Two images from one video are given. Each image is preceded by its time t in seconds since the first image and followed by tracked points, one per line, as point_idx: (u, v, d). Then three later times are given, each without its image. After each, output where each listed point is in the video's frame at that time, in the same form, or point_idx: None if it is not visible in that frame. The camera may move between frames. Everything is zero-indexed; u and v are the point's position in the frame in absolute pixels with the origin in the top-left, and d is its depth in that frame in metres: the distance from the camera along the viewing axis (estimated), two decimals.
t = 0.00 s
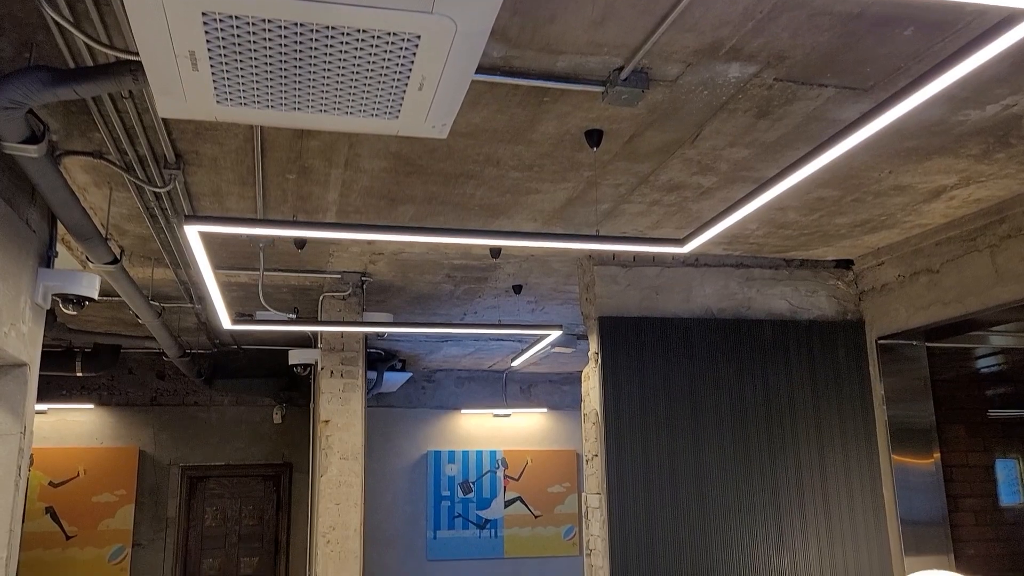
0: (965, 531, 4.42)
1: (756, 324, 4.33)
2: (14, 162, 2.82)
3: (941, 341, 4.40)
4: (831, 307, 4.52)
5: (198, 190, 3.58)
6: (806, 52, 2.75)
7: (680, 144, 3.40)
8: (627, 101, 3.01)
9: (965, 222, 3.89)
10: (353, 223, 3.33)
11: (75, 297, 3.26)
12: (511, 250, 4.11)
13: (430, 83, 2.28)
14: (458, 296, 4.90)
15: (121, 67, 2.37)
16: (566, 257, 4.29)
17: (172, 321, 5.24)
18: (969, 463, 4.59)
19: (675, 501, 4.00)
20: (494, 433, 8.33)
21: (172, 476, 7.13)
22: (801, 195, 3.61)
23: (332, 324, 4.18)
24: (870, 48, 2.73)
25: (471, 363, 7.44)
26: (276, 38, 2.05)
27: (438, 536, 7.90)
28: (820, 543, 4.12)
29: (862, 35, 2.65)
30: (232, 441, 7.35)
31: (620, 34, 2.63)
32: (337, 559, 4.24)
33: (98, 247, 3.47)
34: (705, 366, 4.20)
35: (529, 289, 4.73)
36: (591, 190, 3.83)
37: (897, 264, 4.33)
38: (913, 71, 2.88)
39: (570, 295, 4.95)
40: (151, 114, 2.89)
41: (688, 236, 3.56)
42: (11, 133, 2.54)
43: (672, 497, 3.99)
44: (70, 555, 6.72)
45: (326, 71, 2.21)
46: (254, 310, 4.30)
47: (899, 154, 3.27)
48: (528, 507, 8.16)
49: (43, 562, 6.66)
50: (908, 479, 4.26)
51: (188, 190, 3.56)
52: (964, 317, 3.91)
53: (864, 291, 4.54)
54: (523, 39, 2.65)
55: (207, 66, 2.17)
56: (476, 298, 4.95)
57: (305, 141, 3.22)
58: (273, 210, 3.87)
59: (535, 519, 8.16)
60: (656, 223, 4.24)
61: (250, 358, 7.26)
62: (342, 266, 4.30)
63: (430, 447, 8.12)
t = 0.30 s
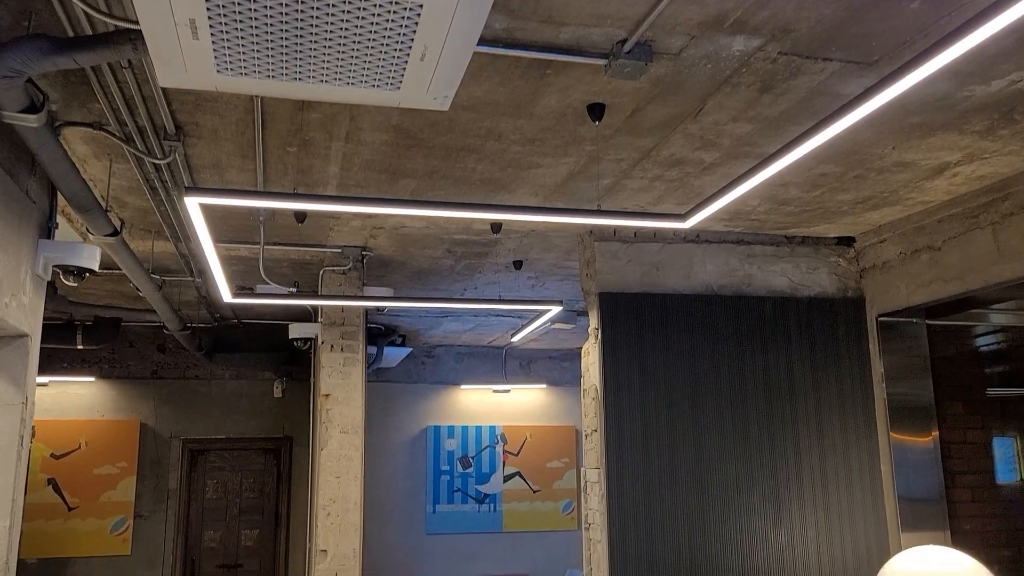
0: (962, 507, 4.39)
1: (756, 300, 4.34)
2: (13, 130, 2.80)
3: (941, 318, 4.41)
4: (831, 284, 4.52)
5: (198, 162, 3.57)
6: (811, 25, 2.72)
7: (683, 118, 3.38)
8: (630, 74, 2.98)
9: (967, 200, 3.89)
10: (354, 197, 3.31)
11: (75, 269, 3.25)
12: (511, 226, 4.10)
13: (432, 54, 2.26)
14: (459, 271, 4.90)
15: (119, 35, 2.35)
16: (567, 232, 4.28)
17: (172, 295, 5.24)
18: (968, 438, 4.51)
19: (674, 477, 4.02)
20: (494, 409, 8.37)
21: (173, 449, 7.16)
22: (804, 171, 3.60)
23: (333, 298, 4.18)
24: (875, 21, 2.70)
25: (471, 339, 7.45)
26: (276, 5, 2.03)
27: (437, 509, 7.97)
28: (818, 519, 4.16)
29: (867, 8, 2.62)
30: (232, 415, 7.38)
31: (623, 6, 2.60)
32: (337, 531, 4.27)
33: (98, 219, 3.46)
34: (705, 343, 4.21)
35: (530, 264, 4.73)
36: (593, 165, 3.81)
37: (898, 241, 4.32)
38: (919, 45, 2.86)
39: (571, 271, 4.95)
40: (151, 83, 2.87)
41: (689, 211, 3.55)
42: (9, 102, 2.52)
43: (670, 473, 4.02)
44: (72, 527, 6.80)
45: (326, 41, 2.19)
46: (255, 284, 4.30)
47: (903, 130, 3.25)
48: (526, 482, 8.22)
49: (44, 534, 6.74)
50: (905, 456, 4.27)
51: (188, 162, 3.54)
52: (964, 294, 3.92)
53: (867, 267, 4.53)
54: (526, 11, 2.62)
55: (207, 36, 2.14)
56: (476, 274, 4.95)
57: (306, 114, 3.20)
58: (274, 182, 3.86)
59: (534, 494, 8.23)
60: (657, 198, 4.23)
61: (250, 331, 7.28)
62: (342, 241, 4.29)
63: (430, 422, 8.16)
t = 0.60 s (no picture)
0: (958, 483, 4.40)
1: (757, 275, 4.32)
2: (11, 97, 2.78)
3: (941, 294, 4.40)
4: (832, 259, 4.51)
5: (197, 132, 3.54)
6: None
7: (686, 90, 3.35)
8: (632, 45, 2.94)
9: (971, 175, 3.86)
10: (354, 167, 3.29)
11: (74, 238, 3.24)
12: (512, 198, 4.08)
13: (433, 21, 2.23)
14: (459, 245, 4.89)
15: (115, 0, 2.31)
16: (567, 205, 4.26)
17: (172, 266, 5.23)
18: (966, 415, 4.50)
19: (673, 451, 4.04)
20: (493, 383, 8.39)
21: (173, 422, 7.19)
22: (808, 144, 3.57)
23: (333, 270, 4.18)
24: None
25: (471, 314, 7.47)
26: None
27: (437, 482, 8.02)
28: (815, 494, 4.17)
29: None
30: (233, 389, 7.41)
31: None
32: (337, 502, 4.30)
33: (96, 188, 3.44)
34: (705, 319, 4.20)
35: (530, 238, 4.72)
36: (595, 137, 3.79)
37: (900, 216, 4.30)
38: (926, 15, 2.81)
39: (572, 245, 4.94)
40: (149, 51, 2.84)
41: (691, 184, 3.52)
42: (5, 70, 2.49)
43: (669, 448, 4.03)
44: (73, 496, 6.85)
45: (326, 6, 2.16)
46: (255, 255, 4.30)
47: (907, 102, 3.22)
48: (524, 455, 8.27)
49: (46, 503, 6.79)
50: (903, 432, 4.29)
51: (187, 131, 3.52)
52: (966, 270, 3.91)
53: (868, 243, 4.51)
54: None
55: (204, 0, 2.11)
56: (477, 247, 4.94)
57: (305, 82, 3.17)
58: (273, 153, 3.83)
59: (533, 468, 8.28)
60: (658, 171, 4.21)
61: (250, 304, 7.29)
62: (342, 213, 4.28)
63: (429, 395, 8.19)
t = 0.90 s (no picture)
0: (956, 457, 4.40)
1: (758, 249, 4.31)
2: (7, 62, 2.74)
3: (943, 268, 4.39)
4: (834, 233, 4.49)
5: (195, 100, 3.51)
6: None
7: (689, 60, 3.31)
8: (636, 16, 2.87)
9: (975, 148, 3.83)
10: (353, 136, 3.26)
11: (72, 207, 3.22)
12: (512, 170, 4.05)
13: None
14: (459, 217, 4.87)
15: None
16: (568, 177, 4.23)
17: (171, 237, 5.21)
18: (965, 390, 4.50)
19: (671, 424, 4.05)
20: (493, 356, 8.41)
21: (174, 393, 7.22)
22: (812, 116, 3.53)
23: (332, 241, 4.16)
24: None
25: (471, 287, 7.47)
26: None
27: (436, 455, 8.06)
28: (812, 467, 4.19)
29: None
30: (233, 361, 7.42)
31: None
32: (337, 472, 4.32)
33: (93, 156, 3.41)
34: (706, 291, 4.20)
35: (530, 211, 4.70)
36: (597, 108, 3.75)
37: (903, 190, 4.28)
38: None
39: (573, 217, 4.92)
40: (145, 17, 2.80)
41: (694, 155, 3.49)
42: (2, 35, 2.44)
43: (667, 421, 4.04)
44: (75, 466, 6.89)
45: None
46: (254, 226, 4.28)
47: (913, 73, 3.18)
48: (524, 428, 8.31)
49: (48, 472, 6.83)
50: (901, 406, 4.29)
51: (185, 99, 3.49)
52: (969, 244, 3.89)
53: (870, 217, 4.49)
54: None
55: None
56: (477, 220, 4.91)
57: (304, 49, 3.12)
58: (272, 122, 3.80)
59: (531, 440, 8.32)
60: (660, 142, 4.17)
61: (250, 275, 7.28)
62: (342, 184, 4.25)
63: (429, 367, 8.20)
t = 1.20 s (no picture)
0: (957, 427, 4.38)
1: (762, 219, 4.28)
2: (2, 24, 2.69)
3: (947, 238, 4.36)
4: (838, 203, 4.46)
5: (194, 65, 3.47)
6: None
7: (695, 25, 3.26)
8: None
9: (983, 117, 3.79)
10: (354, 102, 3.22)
11: (70, 173, 3.19)
12: (514, 139, 4.01)
13: None
14: (461, 187, 4.84)
15: None
16: (570, 146, 4.20)
17: (171, 206, 5.19)
18: (967, 360, 4.48)
19: (673, 395, 4.05)
20: (494, 327, 8.41)
21: (175, 363, 7.23)
22: (819, 83, 3.49)
23: (334, 210, 4.14)
24: None
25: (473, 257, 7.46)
26: None
27: (437, 425, 8.10)
28: (813, 438, 4.20)
29: None
30: (234, 330, 7.42)
31: None
32: (339, 442, 4.34)
33: (91, 122, 3.37)
34: (709, 261, 4.17)
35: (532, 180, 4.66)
36: (601, 75, 3.71)
37: (909, 159, 4.24)
38: None
39: (575, 187, 4.88)
40: None
41: (698, 123, 3.44)
42: None
43: (668, 393, 4.05)
44: (78, 434, 6.93)
45: None
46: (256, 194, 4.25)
47: (922, 40, 3.14)
48: (524, 399, 8.34)
49: (52, 440, 6.87)
50: (903, 377, 4.29)
51: (184, 65, 3.45)
52: (974, 214, 3.86)
53: (876, 186, 4.45)
54: None
55: None
56: (479, 189, 4.89)
57: (304, 14, 3.08)
58: (272, 88, 3.76)
59: (532, 411, 8.35)
60: (664, 110, 4.13)
61: (251, 245, 7.26)
62: (343, 153, 4.22)
63: (430, 339, 8.21)
